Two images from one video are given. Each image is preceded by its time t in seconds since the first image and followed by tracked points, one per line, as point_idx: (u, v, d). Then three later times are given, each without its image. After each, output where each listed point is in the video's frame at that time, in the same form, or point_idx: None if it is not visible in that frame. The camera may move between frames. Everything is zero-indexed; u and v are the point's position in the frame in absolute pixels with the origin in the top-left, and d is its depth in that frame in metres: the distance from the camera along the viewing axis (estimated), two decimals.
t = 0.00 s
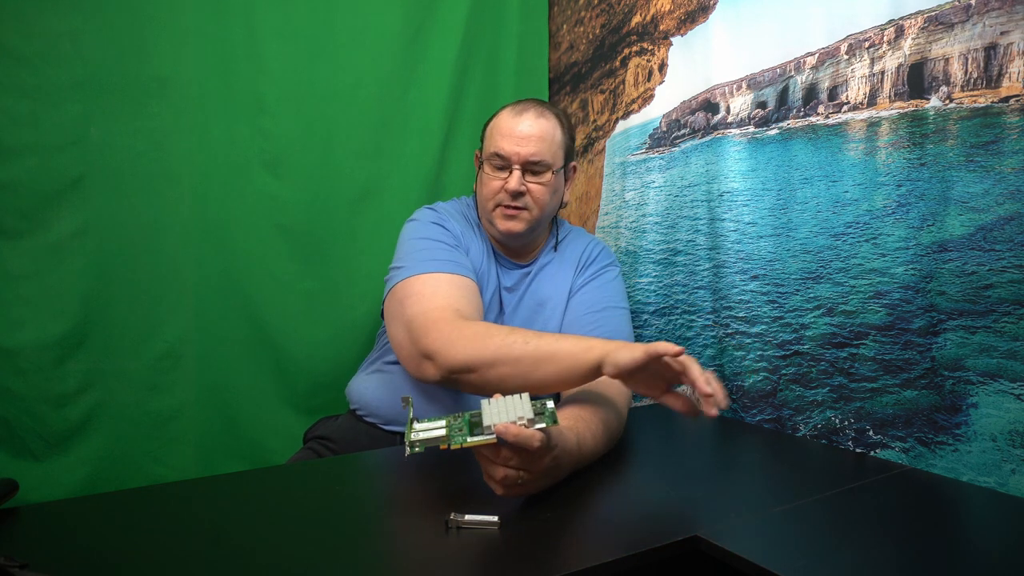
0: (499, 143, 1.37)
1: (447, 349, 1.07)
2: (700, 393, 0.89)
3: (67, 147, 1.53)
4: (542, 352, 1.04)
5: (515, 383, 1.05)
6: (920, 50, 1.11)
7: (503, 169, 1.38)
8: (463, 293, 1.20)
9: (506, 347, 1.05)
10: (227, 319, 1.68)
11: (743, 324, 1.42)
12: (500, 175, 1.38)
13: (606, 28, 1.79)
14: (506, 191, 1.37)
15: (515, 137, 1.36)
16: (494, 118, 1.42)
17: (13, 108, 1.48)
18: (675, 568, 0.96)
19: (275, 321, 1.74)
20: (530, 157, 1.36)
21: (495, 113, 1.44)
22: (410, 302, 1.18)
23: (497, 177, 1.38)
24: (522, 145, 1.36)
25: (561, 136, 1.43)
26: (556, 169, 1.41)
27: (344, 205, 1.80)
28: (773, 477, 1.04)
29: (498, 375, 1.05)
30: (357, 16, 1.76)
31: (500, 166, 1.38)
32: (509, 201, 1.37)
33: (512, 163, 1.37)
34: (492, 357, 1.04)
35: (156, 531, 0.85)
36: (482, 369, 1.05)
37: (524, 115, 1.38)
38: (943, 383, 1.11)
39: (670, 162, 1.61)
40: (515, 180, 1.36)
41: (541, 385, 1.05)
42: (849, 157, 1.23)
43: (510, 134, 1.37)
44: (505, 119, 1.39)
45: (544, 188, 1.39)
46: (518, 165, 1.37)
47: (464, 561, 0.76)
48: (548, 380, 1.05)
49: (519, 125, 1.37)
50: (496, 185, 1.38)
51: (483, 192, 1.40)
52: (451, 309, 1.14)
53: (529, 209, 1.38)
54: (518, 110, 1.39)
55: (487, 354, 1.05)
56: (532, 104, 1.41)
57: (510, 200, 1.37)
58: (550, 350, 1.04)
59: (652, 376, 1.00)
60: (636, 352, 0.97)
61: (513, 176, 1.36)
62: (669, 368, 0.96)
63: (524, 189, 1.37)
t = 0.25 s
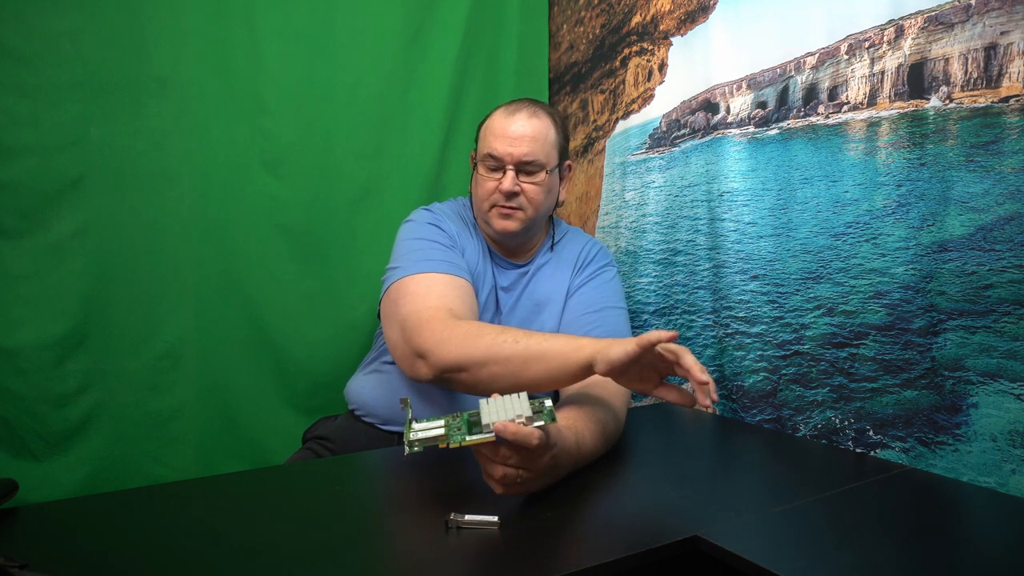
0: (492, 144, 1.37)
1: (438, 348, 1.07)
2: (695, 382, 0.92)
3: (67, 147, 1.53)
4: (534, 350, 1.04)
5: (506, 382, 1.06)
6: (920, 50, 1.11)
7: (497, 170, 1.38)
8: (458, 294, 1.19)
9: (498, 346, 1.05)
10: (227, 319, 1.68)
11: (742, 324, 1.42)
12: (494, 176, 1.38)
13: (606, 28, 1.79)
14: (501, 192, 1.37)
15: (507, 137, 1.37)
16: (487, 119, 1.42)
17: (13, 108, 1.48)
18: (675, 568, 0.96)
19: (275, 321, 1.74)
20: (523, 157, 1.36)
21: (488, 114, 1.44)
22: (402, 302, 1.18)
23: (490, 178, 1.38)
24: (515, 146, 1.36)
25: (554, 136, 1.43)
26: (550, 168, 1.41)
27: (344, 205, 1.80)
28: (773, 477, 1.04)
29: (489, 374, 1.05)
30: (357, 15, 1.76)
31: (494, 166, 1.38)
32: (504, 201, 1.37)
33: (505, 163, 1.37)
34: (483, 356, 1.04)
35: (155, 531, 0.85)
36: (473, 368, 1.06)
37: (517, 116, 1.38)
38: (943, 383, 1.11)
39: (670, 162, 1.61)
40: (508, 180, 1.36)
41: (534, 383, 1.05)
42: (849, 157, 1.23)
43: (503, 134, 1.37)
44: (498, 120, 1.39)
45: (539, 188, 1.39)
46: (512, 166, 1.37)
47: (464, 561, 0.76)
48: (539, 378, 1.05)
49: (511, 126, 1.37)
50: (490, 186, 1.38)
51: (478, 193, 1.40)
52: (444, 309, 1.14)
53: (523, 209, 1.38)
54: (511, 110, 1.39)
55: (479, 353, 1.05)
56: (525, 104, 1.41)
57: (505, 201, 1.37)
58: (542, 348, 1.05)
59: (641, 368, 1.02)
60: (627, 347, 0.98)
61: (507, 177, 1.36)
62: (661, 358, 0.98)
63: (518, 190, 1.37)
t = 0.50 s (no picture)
0: (490, 146, 1.37)
1: (446, 347, 1.07)
2: (707, 365, 0.94)
3: (67, 147, 1.53)
4: (544, 344, 1.04)
5: (516, 377, 1.06)
6: (920, 49, 1.11)
7: (496, 173, 1.38)
8: (461, 293, 1.19)
9: (506, 341, 1.05)
10: (227, 319, 1.68)
11: (743, 324, 1.42)
12: (493, 178, 1.38)
13: (606, 28, 1.79)
14: (500, 194, 1.37)
15: (505, 139, 1.36)
16: (485, 120, 1.42)
17: (13, 108, 1.48)
18: (675, 568, 0.96)
19: (275, 321, 1.74)
20: (521, 159, 1.36)
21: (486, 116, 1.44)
22: (407, 302, 1.18)
23: (490, 180, 1.38)
24: (513, 148, 1.36)
25: (553, 135, 1.42)
26: (549, 169, 1.41)
27: (344, 205, 1.80)
28: (773, 477, 1.04)
29: (500, 370, 1.05)
30: (357, 15, 1.76)
31: (493, 169, 1.38)
32: (503, 203, 1.37)
33: (504, 165, 1.37)
34: (493, 353, 1.04)
35: (155, 531, 0.85)
36: (484, 365, 1.05)
37: (515, 117, 1.38)
38: (943, 383, 1.11)
39: (670, 162, 1.61)
40: (508, 182, 1.35)
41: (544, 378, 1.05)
42: (849, 157, 1.23)
43: (501, 136, 1.37)
44: (496, 121, 1.38)
45: (539, 189, 1.38)
46: (511, 167, 1.37)
47: (464, 561, 0.76)
48: (550, 373, 1.05)
49: (509, 127, 1.37)
50: (489, 188, 1.37)
51: (478, 195, 1.40)
52: (450, 308, 1.14)
53: (523, 211, 1.38)
54: (508, 111, 1.39)
55: (488, 350, 1.05)
56: (523, 105, 1.41)
57: (504, 204, 1.37)
58: (552, 341, 1.05)
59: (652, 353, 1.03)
60: (639, 333, 0.98)
61: (505, 179, 1.36)
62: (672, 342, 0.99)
63: (517, 192, 1.36)
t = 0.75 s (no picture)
0: (492, 149, 1.36)
1: (471, 341, 1.07)
2: (740, 353, 0.97)
3: (67, 147, 1.53)
4: (575, 335, 1.06)
5: (542, 368, 1.07)
6: (920, 49, 1.11)
7: (497, 175, 1.38)
8: (471, 289, 1.20)
9: (534, 333, 1.07)
10: (227, 319, 1.68)
11: (743, 324, 1.42)
12: (494, 181, 1.37)
13: (606, 28, 1.79)
14: (502, 198, 1.36)
15: (507, 142, 1.35)
16: (486, 122, 1.40)
17: (13, 108, 1.48)
18: (675, 568, 0.96)
19: (275, 321, 1.73)
20: (523, 161, 1.35)
21: (487, 117, 1.42)
22: (426, 298, 1.17)
23: (491, 183, 1.37)
24: (516, 151, 1.35)
25: (555, 137, 1.42)
26: (550, 171, 1.40)
27: (344, 205, 1.80)
28: (773, 477, 1.04)
29: (525, 362, 1.07)
30: (357, 15, 1.76)
31: (494, 171, 1.37)
32: (505, 207, 1.37)
33: (506, 168, 1.36)
34: (520, 345, 1.06)
35: (155, 531, 0.85)
36: (510, 357, 1.06)
37: (517, 119, 1.37)
38: (943, 383, 1.11)
39: (670, 162, 1.61)
40: (510, 186, 1.35)
41: (570, 369, 1.07)
42: (849, 157, 1.23)
43: (503, 138, 1.36)
44: (497, 123, 1.37)
45: (541, 192, 1.38)
46: (513, 170, 1.36)
47: (464, 561, 0.76)
48: (577, 365, 1.07)
49: (512, 130, 1.36)
50: (491, 192, 1.37)
51: (479, 198, 1.39)
52: (469, 304, 1.14)
53: (526, 214, 1.38)
54: (510, 112, 1.38)
55: (515, 342, 1.06)
56: (524, 106, 1.40)
57: (506, 207, 1.37)
58: (581, 333, 1.07)
59: (682, 342, 1.04)
60: (675, 320, 1.00)
61: (507, 182, 1.35)
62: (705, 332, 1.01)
63: (519, 195, 1.36)
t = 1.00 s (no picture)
0: (497, 151, 1.36)
1: (488, 338, 1.06)
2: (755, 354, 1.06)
3: (67, 147, 1.53)
4: (593, 330, 1.08)
5: (561, 364, 1.08)
6: (920, 49, 1.11)
7: (503, 177, 1.37)
8: (479, 286, 1.20)
9: (553, 328, 1.08)
10: (227, 319, 1.68)
11: (743, 323, 1.42)
12: (500, 183, 1.37)
13: (606, 28, 1.79)
14: (507, 199, 1.36)
15: (513, 144, 1.35)
16: (492, 123, 1.40)
17: (13, 108, 1.48)
18: (675, 568, 0.96)
19: (275, 321, 1.73)
20: (529, 164, 1.35)
21: (492, 117, 1.42)
22: (440, 296, 1.16)
23: (497, 185, 1.37)
24: (521, 153, 1.35)
25: (560, 138, 1.41)
26: (556, 173, 1.40)
27: (344, 205, 1.80)
28: (773, 477, 1.04)
29: (544, 358, 1.07)
30: (356, 15, 1.76)
31: (500, 173, 1.37)
32: (511, 209, 1.37)
33: (512, 170, 1.36)
34: (540, 340, 1.06)
35: (155, 531, 0.85)
36: (528, 354, 1.07)
37: (522, 120, 1.36)
38: (943, 383, 1.11)
39: (670, 162, 1.61)
40: (516, 188, 1.35)
41: (588, 365, 1.09)
42: (849, 157, 1.23)
43: (508, 140, 1.35)
44: (503, 125, 1.37)
45: (545, 195, 1.38)
46: (518, 172, 1.36)
47: (465, 561, 0.76)
48: (599, 360, 1.09)
49: (517, 131, 1.35)
50: (496, 193, 1.37)
51: (485, 199, 1.39)
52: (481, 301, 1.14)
53: (531, 216, 1.38)
54: (516, 114, 1.38)
55: (534, 337, 1.06)
56: (529, 108, 1.39)
57: (511, 209, 1.37)
58: (599, 327, 1.09)
59: (698, 350, 1.12)
60: (696, 326, 1.08)
61: (513, 184, 1.35)
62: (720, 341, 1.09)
63: (525, 197, 1.36)
